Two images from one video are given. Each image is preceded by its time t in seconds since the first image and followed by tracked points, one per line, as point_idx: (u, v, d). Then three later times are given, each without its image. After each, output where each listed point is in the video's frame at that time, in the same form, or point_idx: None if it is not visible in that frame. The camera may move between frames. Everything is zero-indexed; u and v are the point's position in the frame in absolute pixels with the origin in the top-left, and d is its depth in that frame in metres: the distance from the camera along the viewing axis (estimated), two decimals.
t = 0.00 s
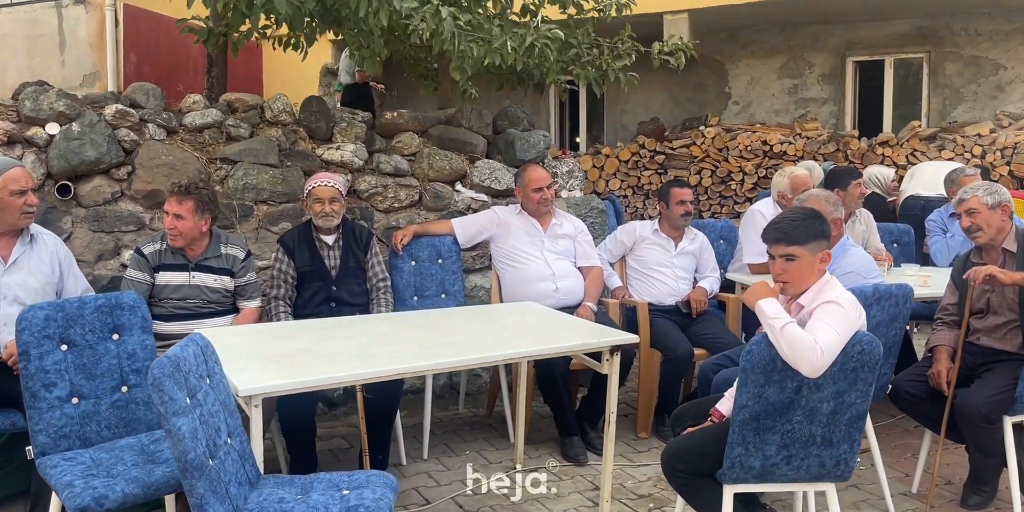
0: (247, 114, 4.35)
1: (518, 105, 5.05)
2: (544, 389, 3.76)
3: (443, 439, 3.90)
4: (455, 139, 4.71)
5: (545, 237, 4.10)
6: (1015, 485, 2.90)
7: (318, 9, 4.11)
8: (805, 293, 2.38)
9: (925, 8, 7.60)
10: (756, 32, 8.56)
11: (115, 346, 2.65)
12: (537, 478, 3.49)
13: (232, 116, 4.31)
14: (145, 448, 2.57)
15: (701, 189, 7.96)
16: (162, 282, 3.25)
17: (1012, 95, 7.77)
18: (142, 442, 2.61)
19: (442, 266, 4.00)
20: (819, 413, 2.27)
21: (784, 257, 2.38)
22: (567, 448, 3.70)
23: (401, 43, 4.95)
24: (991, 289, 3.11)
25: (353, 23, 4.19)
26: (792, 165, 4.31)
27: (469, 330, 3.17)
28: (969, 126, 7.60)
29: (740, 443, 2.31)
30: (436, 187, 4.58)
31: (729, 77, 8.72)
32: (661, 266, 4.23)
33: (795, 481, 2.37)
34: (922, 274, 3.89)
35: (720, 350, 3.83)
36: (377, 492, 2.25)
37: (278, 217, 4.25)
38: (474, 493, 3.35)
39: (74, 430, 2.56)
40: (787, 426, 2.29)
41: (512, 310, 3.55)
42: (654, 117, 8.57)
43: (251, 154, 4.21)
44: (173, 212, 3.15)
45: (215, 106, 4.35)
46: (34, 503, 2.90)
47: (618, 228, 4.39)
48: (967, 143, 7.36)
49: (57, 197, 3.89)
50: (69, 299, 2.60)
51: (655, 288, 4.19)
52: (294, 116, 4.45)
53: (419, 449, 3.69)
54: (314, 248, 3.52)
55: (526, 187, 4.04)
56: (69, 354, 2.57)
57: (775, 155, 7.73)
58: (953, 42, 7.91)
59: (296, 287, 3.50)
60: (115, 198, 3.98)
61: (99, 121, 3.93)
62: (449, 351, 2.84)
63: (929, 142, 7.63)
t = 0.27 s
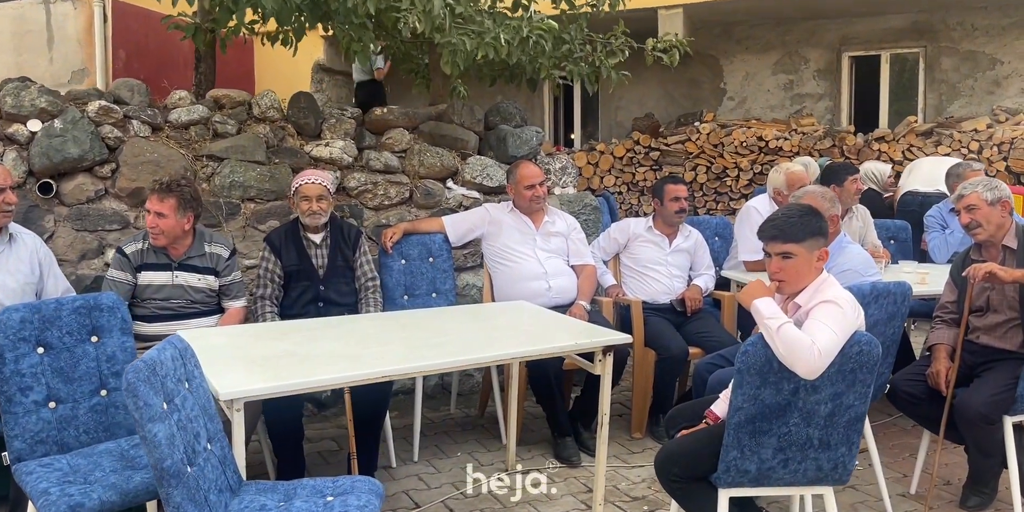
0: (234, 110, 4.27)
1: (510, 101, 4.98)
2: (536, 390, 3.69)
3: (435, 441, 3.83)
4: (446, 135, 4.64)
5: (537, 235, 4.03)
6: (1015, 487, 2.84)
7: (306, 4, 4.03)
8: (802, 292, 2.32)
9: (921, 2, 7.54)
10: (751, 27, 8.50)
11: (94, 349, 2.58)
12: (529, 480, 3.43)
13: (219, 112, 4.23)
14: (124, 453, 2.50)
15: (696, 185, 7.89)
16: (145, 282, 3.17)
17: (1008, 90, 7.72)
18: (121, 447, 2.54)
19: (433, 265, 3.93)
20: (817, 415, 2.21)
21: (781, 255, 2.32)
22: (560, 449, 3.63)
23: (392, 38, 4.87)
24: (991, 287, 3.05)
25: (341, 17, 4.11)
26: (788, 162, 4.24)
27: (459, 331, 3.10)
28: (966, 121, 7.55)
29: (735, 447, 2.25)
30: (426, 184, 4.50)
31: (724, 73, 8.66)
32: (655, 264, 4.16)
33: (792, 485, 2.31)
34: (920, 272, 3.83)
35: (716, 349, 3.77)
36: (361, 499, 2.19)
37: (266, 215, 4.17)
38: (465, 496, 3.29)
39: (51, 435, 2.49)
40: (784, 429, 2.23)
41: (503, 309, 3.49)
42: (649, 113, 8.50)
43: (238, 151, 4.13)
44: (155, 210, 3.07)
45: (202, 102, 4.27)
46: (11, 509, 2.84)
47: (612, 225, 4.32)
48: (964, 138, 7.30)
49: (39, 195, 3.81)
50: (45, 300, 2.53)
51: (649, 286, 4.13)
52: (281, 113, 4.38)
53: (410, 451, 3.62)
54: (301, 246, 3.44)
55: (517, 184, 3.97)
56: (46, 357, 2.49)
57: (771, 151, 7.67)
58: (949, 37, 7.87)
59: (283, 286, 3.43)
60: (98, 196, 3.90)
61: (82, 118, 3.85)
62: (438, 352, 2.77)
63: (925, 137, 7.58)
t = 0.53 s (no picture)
0: (211, 105, 4.18)
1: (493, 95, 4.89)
2: (518, 391, 3.61)
3: (415, 444, 3.74)
4: (429, 131, 4.55)
5: (520, 232, 3.94)
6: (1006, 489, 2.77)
7: None
8: (785, 291, 2.24)
9: None
10: (742, 21, 8.42)
11: (54, 351, 2.49)
12: (511, 484, 3.34)
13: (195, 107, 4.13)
14: (85, 460, 2.41)
15: (687, 181, 7.81)
16: (113, 282, 3.08)
17: (1000, 85, 7.66)
18: (82, 454, 2.45)
19: (413, 263, 3.84)
20: (800, 419, 2.13)
21: (763, 253, 2.23)
22: (543, 451, 3.55)
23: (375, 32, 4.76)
24: (981, 284, 2.98)
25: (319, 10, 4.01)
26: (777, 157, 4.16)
27: (436, 331, 3.01)
28: (958, 116, 7.48)
29: (716, 451, 2.17)
30: (408, 180, 4.41)
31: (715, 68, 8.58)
32: (641, 261, 4.08)
33: (775, 491, 2.23)
34: (910, 269, 3.76)
35: (702, 348, 3.69)
36: (327, 507, 2.10)
37: (243, 213, 4.08)
38: (444, 501, 3.20)
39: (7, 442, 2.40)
40: (767, 433, 2.15)
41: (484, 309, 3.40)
42: (639, 109, 8.41)
43: (214, 147, 4.04)
44: (122, 207, 2.98)
45: (178, 97, 4.17)
46: None
47: (597, 222, 4.24)
48: (956, 133, 7.24)
49: (8, 193, 3.71)
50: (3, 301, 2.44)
51: (635, 284, 4.05)
52: (260, 108, 4.28)
53: (389, 454, 3.53)
54: (276, 244, 3.35)
55: (500, 180, 3.88)
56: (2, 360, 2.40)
57: (762, 146, 7.59)
58: (941, 31, 7.80)
59: (257, 285, 3.34)
60: (70, 193, 3.80)
61: (52, 113, 3.75)
62: (412, 354, 2.68)
63: (917, 133, 7.51)
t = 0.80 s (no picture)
0: (178, 104, 4.06)
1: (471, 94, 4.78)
2: (492, 398, 3.51)
3: (387, 452, 3.64)
4: (404, 130, 4.44)
5: (496, 235, 3.84)
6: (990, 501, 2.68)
7: None
8: (757, 300, 2.14)
9: None
10: (731, 18, 8.32)
11: None
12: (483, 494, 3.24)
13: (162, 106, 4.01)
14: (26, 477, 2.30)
15: (674, 180, 7.70)
16: (67, 287, 2.97)
17: (990, 82, 7.57)
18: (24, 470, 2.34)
19: (385, 266, 3.74)
20: (772, 434, 2.04)
21: (734, 260, 2.14)
22: (517, 460, 3.45)
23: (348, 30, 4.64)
24: (965, 290, 2.89)
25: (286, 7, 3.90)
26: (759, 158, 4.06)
27: (402, 339, 2.91)
28: (948, 114, 7.40)
29: (685, 467, 2.07)
30: (382, 181, 4.31)
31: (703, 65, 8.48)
32: (620, 264, 3.99)
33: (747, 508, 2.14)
34: (894, 272, 3.67)
35: (681, 354, 3.59)
36: None
37: (211, 215, 3.96)
38: None
39: None
40: (738, 448, 2.05)
41: (455, 315, 3.30)
42: (626, 106, 8.31)
43: (181, 147, 3.92)
44: (75, 210, 2.86)
45: (145, 96, 4.05)
46: None
47: (575, 224, 4.14)
48: (945, 132, 7.16)
49: None
50: None
51: (614, 288, 3.96)
52: (229, 106, 4.16)
53: (359, 464, 3.43)
54: (239, 248, 3.24)
55: (474, 182, 3.78)
56: None
57: (750, 145, 7.50)
58: (931, 28, 7.72)
59: (220, 291, 3.23)
60: (30, 195, 3.68)
61: (11, 112, 3.63)
62: (375, 364, 2.58)
63: (906, 131, 7.43)
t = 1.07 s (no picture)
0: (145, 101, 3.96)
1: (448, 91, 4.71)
2: (464, 402, 3.43)
3: (357, 458, 3.55)
4: (378, 128, 4.36)
5: (469, 235, 3.76)
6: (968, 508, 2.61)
7: None
8: (724, 305, 2.07)
9: None
10: (717, 15, 8.25)
11: None
12: (452, 502, 3.16)
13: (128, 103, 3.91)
14: None
15: (659, 178, 7.62)
16: (20, 290, 2.87)
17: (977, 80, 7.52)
18: None
19: (356, 267, 3.65)
20: (739, 444, 1.96)
21: (699, 263, 2.06)
22: (489, 466, 3.37)
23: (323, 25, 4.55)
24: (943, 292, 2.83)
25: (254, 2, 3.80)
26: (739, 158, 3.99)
27: (366, 343, 2.83)
28: (934, 112, 7.34)
29: (650, 479, 1.98)
30: (355, 180, 4.22)
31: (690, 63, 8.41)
32: (596, 265, 3.91)
33: None
34: (874, 273, 3.60)
35: (657, 356, 3.52)
36: None
37: (177, 215, 3.86)
38: None
39: None
40: (704, 459, 1.97)
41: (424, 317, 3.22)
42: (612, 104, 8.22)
43: (146, 145, 3.82)
44: (26, 211, 2.77)
45: (110, 93, 3.95)
46: None
47: (552, 224, 4.06)
48: (931, 129, 7.10)
49: None
50: None
51: (589, 289, 3.89)
52: (197, 104, 4.06)
53: (327, 470, 3.34)
54: (202, 249, 3.15)
55: (447, 181, 3.69)
56: None
57: (735, 143, 7.44)
58: (917, 25, 7.66)
59: (181, 293, 3.14)
60: None
61: None
62: (334, 370, 2.50)
63: (892, 129, 7.37)
